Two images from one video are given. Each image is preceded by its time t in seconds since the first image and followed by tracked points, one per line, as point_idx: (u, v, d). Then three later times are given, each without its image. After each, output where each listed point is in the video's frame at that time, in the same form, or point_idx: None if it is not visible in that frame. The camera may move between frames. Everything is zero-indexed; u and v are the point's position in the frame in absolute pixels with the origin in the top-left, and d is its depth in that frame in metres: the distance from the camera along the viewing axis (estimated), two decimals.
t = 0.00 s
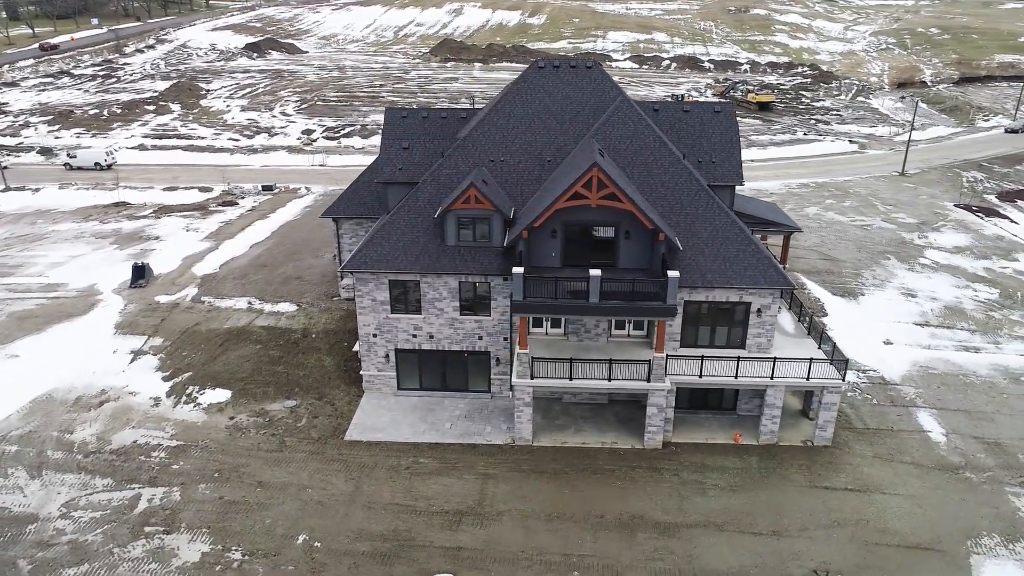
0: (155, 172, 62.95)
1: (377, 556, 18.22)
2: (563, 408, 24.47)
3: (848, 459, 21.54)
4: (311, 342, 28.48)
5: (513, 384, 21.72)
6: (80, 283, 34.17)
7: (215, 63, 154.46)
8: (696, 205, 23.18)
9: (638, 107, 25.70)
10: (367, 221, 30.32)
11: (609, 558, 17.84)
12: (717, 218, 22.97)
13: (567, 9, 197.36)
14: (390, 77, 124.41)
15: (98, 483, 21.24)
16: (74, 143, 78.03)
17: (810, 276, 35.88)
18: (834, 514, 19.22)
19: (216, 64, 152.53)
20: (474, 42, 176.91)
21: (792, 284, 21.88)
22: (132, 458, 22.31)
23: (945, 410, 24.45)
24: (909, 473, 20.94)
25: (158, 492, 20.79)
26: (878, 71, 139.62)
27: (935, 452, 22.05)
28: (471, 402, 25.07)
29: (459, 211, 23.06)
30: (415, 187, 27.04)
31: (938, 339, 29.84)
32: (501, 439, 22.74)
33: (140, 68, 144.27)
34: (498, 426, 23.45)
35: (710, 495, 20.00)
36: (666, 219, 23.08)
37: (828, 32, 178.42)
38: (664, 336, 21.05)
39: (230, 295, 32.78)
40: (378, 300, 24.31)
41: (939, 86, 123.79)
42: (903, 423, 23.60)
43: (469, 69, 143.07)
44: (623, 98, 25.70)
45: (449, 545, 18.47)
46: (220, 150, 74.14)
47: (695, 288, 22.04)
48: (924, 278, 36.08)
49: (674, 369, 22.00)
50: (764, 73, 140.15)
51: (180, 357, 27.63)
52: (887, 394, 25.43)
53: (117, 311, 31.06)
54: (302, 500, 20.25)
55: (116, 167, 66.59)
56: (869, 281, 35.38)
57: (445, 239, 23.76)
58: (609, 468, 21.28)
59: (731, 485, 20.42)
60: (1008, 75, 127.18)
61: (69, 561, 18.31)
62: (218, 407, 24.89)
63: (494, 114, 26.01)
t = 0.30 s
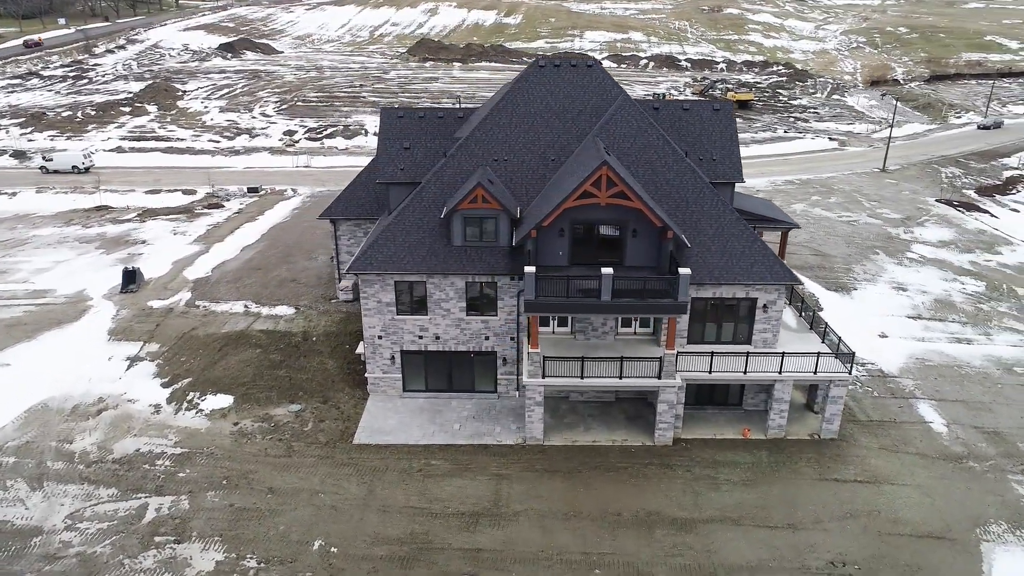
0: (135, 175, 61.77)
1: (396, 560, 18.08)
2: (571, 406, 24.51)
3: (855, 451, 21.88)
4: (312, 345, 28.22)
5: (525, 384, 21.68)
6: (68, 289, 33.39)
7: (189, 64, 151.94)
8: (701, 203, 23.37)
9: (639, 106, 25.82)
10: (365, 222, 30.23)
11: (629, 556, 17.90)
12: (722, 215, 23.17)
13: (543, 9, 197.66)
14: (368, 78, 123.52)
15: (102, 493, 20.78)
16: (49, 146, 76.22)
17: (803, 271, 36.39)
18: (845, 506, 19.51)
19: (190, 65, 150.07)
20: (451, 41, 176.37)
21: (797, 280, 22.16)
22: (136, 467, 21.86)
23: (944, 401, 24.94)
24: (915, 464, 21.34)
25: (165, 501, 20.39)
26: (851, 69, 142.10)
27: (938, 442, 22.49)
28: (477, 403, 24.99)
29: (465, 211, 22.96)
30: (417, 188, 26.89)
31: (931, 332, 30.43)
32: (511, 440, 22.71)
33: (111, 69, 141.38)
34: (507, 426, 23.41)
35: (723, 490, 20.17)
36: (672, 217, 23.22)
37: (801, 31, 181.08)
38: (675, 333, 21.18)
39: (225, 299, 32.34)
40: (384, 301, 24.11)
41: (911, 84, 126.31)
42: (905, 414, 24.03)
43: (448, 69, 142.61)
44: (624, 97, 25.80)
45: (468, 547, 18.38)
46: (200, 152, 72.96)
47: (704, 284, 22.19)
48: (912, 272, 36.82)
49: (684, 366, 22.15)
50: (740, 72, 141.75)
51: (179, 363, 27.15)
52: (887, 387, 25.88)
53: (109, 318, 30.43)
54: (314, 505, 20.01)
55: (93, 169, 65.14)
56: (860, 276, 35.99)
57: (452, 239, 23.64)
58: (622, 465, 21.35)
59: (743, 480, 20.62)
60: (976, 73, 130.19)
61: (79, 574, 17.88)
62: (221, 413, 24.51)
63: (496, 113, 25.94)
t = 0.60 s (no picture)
0: (115, 178, 60.50)
1: (416, 564, 17.92)
2: (579, 405, 24.54)
3: (861, 444, 22.23)
4: (314, 349, 27.97)
5: (537, 384, 21.67)
6: (56, 296, 32.57)
7: (161, 65, 149.19)
8: (706, 200, 23.56)
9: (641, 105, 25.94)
10: (364, 224, 30.17)
11: (649, 553, 17.96)
12: (726, 212, 23.39)
13: (520, 9, 197.72)
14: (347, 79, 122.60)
15: (108, 503, 20.29)
16: (22, 149, 74.30)
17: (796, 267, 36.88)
18: (858, 498, 19.77)
19: (163, 66, 147.34)
20: (429, 41, 175.61)
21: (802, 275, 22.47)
22: (141, 476, 21.39)
23: (942, 393, 25.45)
24: (921, 455, 21.72)
25: (174, 510, 19.98)
26: (824, 68, 144.39)
27: (941, 434, 22.92)
28: (485, 404, 24.91)
29: (473, 211, 22.89)
30: (419, 189, 26.75)
31: (924, 325, 31.05)
32: (522, 440, 22.68)
33: (81, 70, 138.29)
34: (517, 427, 23.38)
35: (737, 486, 20.34)
36: (677, 214, 23.36)
37: (773, 30, 183.52)
38: (686, 330, 21.32)
39: (221, 303, 31.87)
40: (390, 303, 23.90)
41: (883, 83, 128.74)
42: (907, 406, 24.48)
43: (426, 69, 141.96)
44: (626, 96, 25.90)
45: (488, 549, 18.30)
46: (180, 154, 71.71)
47: (711, 281, 22.36)
48: (902, 266, 37.53)
49: (693, 363, 22.33)
50: (717, 71, 143.17)
51: (178, 370, 26.67)
52: (887, 379, 26.35)
53: (102, 324, 29.78)
54: (329, 511, 19.76)
55: (70, 173, 63.64)
56: (851, 272, 36.61)
57: (458, 240, 23.55)
58: (635, 464, 21.42)
59: (755, 474, 20.82)
60: (945, 71, 133.04)
61: None
62: (225, 419, 24.10)
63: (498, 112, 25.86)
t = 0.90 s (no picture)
0: (93, 182, 59.14)
1: (436, 568, 17.78)
2: (587, 404, 24.60)
3: (866, 436, 22.61)
4: (315, 353, 27.68)
5: (548, 384, 21.67)
6: (44, 304, 31.75)
7: (132, 66, 146.13)
8: (710, 198, 23.77)
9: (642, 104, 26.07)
10: (361, 225, 30.12)
11: (669, 551, 18.04)
12: (730, 210, 23.63)
13: (495, 9, 197.45)
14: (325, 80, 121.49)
15: (115, 515, 19.82)
16: None
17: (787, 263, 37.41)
18: (868, 491, 20.08)
19: (134, 67, 144.45)
20: (405, 41, 174.59)
21: (805, 272, 22.78)
22: (147, 486, 20.94)
23: (940, 385, 25.99)
24: (924, 446, 22.16)
25: (184, 520, 19.59)
26: (798, 67, 146.51)
27: (942, 424, 23.40)
28: (492, 405, 24.83)
29: (480, 211, 22.77)
30: (421, 189, 26.56)
31: (917, 318, 31.66)
32: (533, 440, 22.67)
33: (49, 71, 134.90)
34: (526, 427, 23.35)
35: (749, 480, 20.55)
36: (682, 213, 23.53)
37: (746, 30, 185.75)
38: (696, 328, 21.50)
39: (217, 308, 31.38)
40: (396, 305, 23.72)
41: (856, 81, 131.03)
42: (907, 398, 24.95)
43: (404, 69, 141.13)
44: (627, 95, 26.00)
45: (508, 551, 18.22)
46: (159, 157, 70.35)
47: (718, 278, 22.53)
48: (890, 261, 38.27)
49: (702, 360, 22.51)
50: (694, 70, 144.47)
51: (178, 378, 26.18)
52: (885, 372, 26.82)
53: (94, 332, 29.11)
54: (343, 517, 19.55)
55: (45, 176, 62.05)
56: (842, 267, 37.22)
57: (464, 241, 23.44)
58: (647, 461, 21.53)
59: (766, 469, 21.05)
60: (915, 69, 135.81)
61: None
62: (229, 426, 23.72)
63: (500, 112, 25.77)
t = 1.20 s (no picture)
0: (70, 186, 57.73)
1: (456, 571, 17.67)
2: (594, 402, 24.67)
3: (870, 429, 23.01)
4: (316, 357, 27.39)
5: (559, 384, 21.68)
6: (31, 311, 30.93)
7: (102, 67, 142.86)
8: (713, 196, 23.98)
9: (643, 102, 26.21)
10: (360, 226, 29.93)
11: (687, 547, 18.15)
12: (732, 207, 23.89)
13: (471, 8, 196.91)
14: (301, 81, 120.14)
15: (122, 526, 19.36)
16: None
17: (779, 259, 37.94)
18: (876, 483, 20.42)
19: (104, 68, 141.41)
20: (381, 41, 173.34)
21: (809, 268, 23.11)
22: (153, 496, 20.50)
23: (936, 376, 26.53)
24: (927, 437, 22.61)
25: (195, 530, 19.21)
26: (771, 65, 148.52)
27: (942, 416, 23.89)
28: (499, 406, 24.76)
29: (486, 211, 22.69)
30: (423, 190, 26.41)
31: (908, 312, 32.28)
32: (543, 440, 22.66)
33: (15, 72, 131.29)
34: (535, 428, 23.34)
35: (760, 475, 20.78)
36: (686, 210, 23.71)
37: (720, 29, 187.65)
38: (705, 325, 21.68)
39: (212, 313, 30.87)
40: (402, 307, 23.52)
41: (829, 79, 133.20)
42: (905, 391, 25.43)
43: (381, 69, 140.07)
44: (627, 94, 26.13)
45: (527, 551, 18.17)
46: (136, 160, 68.93)
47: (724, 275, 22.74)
48: (878, 256, 38.98)
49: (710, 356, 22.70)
50: (670, 69, 145.57)
51: (177, 385, 25.68)
52: (883, 365, 27.32)
53: (87, 339, 28.45)
54: (358, 522, 19.33)
55: (20, 180, 60.43)
56: (832, 262, 37.84)
57: (471, 241, 23.35)
58: (658, 458, 21.65)
59: (776, 463, 21.30)
60: (885, 67, 138.47)
61: None
62: (234, 432, 23.33)
63: (502, 112, 25.71)
